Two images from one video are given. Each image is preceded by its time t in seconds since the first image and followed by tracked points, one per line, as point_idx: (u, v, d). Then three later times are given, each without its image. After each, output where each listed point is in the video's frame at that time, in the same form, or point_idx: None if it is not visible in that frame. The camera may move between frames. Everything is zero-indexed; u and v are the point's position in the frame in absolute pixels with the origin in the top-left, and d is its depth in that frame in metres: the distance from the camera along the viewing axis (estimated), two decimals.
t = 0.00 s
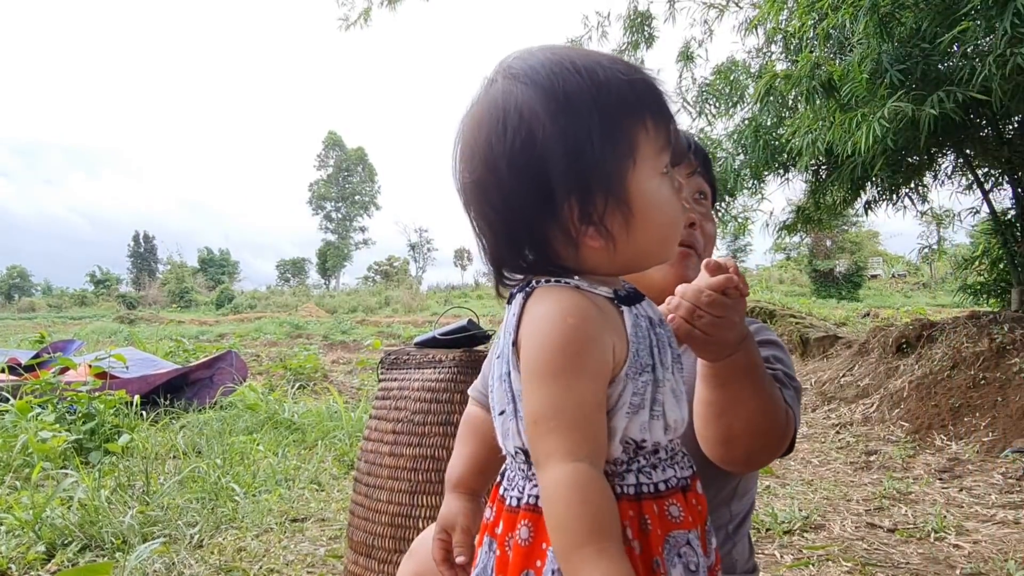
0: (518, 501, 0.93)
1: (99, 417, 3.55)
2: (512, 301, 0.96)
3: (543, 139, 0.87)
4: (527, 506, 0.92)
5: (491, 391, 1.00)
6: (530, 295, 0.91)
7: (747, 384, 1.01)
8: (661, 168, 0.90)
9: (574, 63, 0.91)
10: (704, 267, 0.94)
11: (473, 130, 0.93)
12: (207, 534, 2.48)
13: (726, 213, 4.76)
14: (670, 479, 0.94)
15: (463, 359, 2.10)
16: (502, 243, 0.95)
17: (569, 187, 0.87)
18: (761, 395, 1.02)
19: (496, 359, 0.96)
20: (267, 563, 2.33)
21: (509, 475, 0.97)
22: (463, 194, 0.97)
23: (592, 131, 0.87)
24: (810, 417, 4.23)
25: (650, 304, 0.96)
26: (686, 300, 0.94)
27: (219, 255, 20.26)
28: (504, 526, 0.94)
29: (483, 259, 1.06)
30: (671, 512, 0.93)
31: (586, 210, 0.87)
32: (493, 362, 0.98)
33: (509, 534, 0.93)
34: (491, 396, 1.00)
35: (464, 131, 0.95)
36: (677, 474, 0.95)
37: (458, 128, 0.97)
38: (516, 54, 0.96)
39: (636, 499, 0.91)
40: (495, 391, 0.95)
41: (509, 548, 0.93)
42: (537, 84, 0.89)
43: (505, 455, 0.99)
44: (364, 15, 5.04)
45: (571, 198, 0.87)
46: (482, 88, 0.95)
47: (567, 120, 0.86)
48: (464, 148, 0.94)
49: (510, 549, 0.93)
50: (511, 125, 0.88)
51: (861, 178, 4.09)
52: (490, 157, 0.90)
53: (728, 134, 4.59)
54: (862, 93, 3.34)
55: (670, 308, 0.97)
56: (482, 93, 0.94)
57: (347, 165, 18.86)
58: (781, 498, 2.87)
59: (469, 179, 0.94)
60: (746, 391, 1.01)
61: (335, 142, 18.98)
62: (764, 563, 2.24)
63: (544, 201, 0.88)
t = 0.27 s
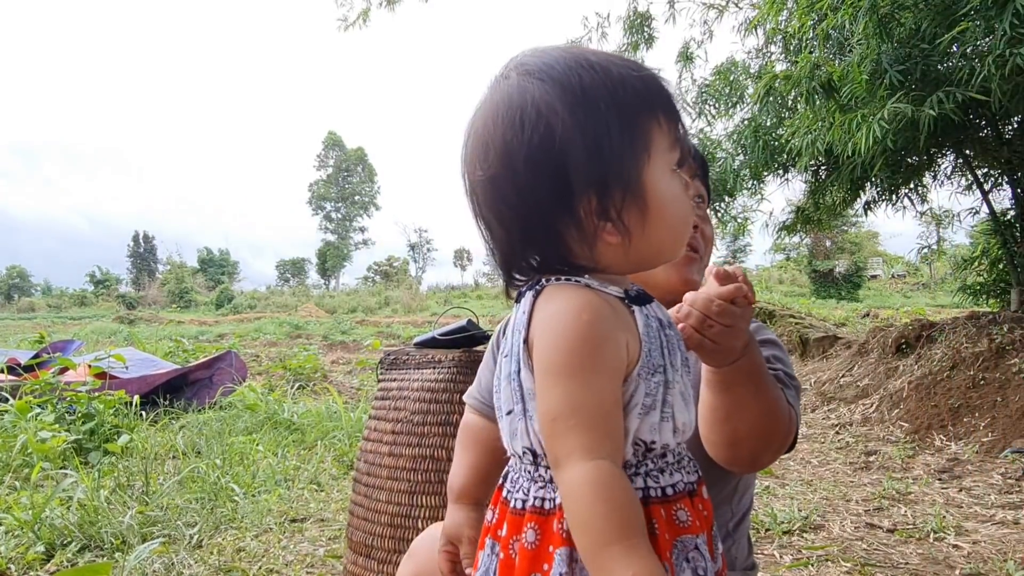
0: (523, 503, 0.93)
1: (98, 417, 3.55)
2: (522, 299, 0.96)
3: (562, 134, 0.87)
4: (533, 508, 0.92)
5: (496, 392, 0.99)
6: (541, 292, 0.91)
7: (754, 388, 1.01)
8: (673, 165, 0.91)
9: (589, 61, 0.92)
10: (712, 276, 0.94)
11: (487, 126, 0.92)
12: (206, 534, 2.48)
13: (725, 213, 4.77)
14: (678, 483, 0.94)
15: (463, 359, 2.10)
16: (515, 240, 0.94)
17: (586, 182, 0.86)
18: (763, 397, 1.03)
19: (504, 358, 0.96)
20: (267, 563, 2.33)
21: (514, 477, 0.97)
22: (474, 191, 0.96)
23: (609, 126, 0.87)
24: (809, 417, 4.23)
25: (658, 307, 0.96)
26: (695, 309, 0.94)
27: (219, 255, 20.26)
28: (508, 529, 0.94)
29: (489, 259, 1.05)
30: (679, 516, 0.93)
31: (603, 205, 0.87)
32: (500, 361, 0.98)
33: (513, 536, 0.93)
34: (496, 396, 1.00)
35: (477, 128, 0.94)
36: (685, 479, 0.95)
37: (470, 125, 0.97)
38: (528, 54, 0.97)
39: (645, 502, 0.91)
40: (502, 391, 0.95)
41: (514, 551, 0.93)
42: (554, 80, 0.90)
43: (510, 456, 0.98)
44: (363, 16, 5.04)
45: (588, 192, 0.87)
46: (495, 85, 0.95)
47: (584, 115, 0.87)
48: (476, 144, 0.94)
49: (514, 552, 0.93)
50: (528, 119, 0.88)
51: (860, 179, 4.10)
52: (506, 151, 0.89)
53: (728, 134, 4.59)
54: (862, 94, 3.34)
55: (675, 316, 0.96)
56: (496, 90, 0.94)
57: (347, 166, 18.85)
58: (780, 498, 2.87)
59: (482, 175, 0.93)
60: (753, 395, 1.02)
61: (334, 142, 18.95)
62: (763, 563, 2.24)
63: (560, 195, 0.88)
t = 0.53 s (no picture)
0: (526, 504, 0.93)
1: (98, 418, 3.55)
2: (529, 297, 0.95)
3: (574, 131, 0.86)
4: (536, 509, 0.92)
5: (501, 391, 0.99)
6: (549, 291, 0.91)
7: (758, 393, 1.02)
8: (682, 165, 0.91)
9: (599, 60, 0.92)
10: (721, 281, 0.94)
11: (497, 123, 0.92)
12: (206, 535, 2.48)
13: (725, 214, 4.77)
14: (681, 485, 0.94)
15: (463, 360, 2.11)
16: (523, 238, 0.94)
17: (598, 179, 0.86)
18: (768, 401, 1.03)
19: (510, 357, 0.96)
20: (267, 563, 2.33)
21: (518, 477, 0.97)
22: (482, 188, 0.96)
23: (621, 124, 0.87)
24: (808, 417, 4.23)
25: (664, 308, 0.96)
26: (704, 314, 0.93)
27: (218, 256, 20.25)
28: (511, 530, 0.94)
29: (494, 258, 1.05)
30: (682, 518, 0.93)
31: (614, 202, 0.87)
32: (505, 360, 0.98)
33: (516, 537, 0.93)
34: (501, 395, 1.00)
35: (486, 125, 0.94)
36: (688, 481, 0.95)
37: (478, 122, 0.97)
38: (537, 53, 0.97)
39: (647, 504, 0.91)
40: (507, 390, 0.95)
41: (517, 551, 0.93)
42: (566, 77, 0.90)
43: (513, 456, 0.98)
44: (362, 17, 5.05)
45: (599, 189, 0.87)
46: (504, 83, 0.95)
47: (596, 112, 0.87)
48: (486, 141, 0.93)
49: (517, 552, 0.92)
50: (540, 116, 0.88)
51: (860, 179, 4.11)
52: (517, 148, 0.89)
53: (727, 134, 4.59)
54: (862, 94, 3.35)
55: (684, 320, 0.96)
56: (505, 88, 0.94)
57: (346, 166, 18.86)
58: (780, 498, 2.87)
59: (491, 173, 0.93)
60: (757, 399, 1.02)
61: (334, 143, 18.95)
62: (763, 563, 2.24)
63: (571, 192, 0.87)
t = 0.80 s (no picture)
0: (516, 505, 0.93)
1: (97, 419, 3.55)
2: (522, 298, 0.95)
3: (572, 131, 0.86)
4: (525, 510, 0.92)
5: (492, 392, 0.99)
6: (543, 292, 0.91)
7: (755, 394, 1.02)
8: (677, 168, 0.91)
9: (597, 62, 0.92)
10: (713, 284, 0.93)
11: (495, 122, 0.92)
12: (205, 536, 2.48)
13: (724, 214, 4.78)
14: (670, 489, 0.94)
15: (463, 361, 2.11)
16: (519, 238, 0.94)
17: (595, 180, 0.86)
18: (766, 402, 1.03)
19: (501, 358, 0.96)
20: (266, 564, 2.33)
21: (508, 478, 0.97)
22: (477, 188, 0.96)
23: (619, 126, 0.87)
24: (808, 418, 4.23)
25: (657, 311, 0.96)
26: (698, 318, 0.93)
27: (218, 256, 20.24)
28: (501, 531, 0.94)
29: (488, 259, 1.05)
30: (670, 522, 0.93)
31: (611, 203, 0.87)
32: (497, 361, 0.98)
33: (506, 538, 0.93)
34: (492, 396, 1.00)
35: (484, 125, 0.94)
36: (677, 484, 0.95)
37: (475, 122, 0.97)
38: (536, 54, 0.97)
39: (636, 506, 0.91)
40: (498, 391, 0.95)
41: (506, 552, 0.93)
42: (564, 79, 0.90)
43: (504, 457, 0.98)
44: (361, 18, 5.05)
45: (596, 190, 0.86)
46: (502, 83, 0.95)
47: (594, 114, 0.87)
48: (482, 141, 0.93)
49: (507, 553, 0.93)
50: (538, 116, 0.88)
51: (859, 179, 4.11)
52: (514, 147, 0.89)
53: (727, 134, 4.59)
54: (861, 95, 3.35)
55: (679, 324, 0.96)
56: (503, 88, 0.94)
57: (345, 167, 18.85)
58: (779, 499, 2.88)
59: (487, 172, 0.93)
60: (755, 401, 1.02)
61: (333, 144, 18.94)
62: (762, 564, 2.24)
63: (568, 193, 0.87)
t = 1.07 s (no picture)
0: (512, 505, 0.93)
1: (97, 419, 3.54)
2: (515, 298, 0.95)
3: (566, 132, 0.86)
4: (522, 510, 0.92)
5: (485, 392, 0.99)
6: (535, 293, 0.91)
7: (742, 392, 1.02)
8: (670, 170, 0.91)
9: (593, 62, 0.91)
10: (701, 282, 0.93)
11: (490, 121, 0.91)
12: (205, 536, 2.48)
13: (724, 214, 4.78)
14: (664, 485, 0.94)
15: (462, 360, 2.11)
16: (511, 237, 0.94)
17: (588, 182, 0.86)
18: (752, 402, 1.03)
19: (494, 358, 0.95)
20: (266, 565, 2.33)
21: (503, 477, 0.97)
22: (470, 186, 0.95)
23: (613, 128, 0.87)
24: (808, 417, 4.23)
25: (646, 311, 0.95)
26: (686, 316, 0.92)
27: (217, 256, 20.23)
28: (497, 530, 0.94)
29: (480, 255, 1.04)
30: (665, 518, 0.93)
31: (604, 206, 0.87)
32: (490, 361, 0.98)
33: (503, 538, 0.93)
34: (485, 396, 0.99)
35: (478, 123, 0.93)
36: (671, 480, 0.95)
37: (470, 119, 0.96)
38: (532, 51, 0.97)
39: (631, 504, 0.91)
40: (491, 392, 0.95)
41: (504, 552, 0.93)
42: (560, 79, 0.89)
43: (499, 456, 0.98)
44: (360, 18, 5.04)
45: (589, 192, 0.87)
46: (498, 80, 0.94)
47: (589, 115, 0.86)
48: (476, 139, 0.93)
49: (504, 553, 0.93)
50: (532, 116, 0.88)
51: (859, 179, 4.10)
52: (509, 146, 0.89)
53: (727, 134, 4.59)
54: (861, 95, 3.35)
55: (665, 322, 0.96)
56: (499, 86, 0.93)
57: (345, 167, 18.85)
58: (779, 498, 2.87)
59: (481, 170, 0.92)
60: (741, 401, 1.02)
61: (333, 144, 18.94)
62: (762, 564, 2.24)
63: (562, 194, 0.87)
